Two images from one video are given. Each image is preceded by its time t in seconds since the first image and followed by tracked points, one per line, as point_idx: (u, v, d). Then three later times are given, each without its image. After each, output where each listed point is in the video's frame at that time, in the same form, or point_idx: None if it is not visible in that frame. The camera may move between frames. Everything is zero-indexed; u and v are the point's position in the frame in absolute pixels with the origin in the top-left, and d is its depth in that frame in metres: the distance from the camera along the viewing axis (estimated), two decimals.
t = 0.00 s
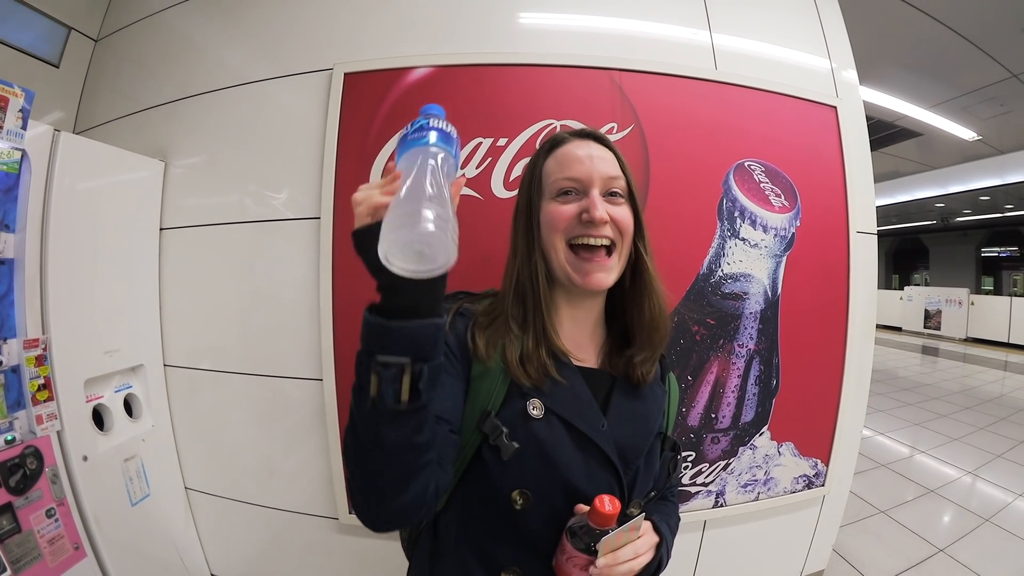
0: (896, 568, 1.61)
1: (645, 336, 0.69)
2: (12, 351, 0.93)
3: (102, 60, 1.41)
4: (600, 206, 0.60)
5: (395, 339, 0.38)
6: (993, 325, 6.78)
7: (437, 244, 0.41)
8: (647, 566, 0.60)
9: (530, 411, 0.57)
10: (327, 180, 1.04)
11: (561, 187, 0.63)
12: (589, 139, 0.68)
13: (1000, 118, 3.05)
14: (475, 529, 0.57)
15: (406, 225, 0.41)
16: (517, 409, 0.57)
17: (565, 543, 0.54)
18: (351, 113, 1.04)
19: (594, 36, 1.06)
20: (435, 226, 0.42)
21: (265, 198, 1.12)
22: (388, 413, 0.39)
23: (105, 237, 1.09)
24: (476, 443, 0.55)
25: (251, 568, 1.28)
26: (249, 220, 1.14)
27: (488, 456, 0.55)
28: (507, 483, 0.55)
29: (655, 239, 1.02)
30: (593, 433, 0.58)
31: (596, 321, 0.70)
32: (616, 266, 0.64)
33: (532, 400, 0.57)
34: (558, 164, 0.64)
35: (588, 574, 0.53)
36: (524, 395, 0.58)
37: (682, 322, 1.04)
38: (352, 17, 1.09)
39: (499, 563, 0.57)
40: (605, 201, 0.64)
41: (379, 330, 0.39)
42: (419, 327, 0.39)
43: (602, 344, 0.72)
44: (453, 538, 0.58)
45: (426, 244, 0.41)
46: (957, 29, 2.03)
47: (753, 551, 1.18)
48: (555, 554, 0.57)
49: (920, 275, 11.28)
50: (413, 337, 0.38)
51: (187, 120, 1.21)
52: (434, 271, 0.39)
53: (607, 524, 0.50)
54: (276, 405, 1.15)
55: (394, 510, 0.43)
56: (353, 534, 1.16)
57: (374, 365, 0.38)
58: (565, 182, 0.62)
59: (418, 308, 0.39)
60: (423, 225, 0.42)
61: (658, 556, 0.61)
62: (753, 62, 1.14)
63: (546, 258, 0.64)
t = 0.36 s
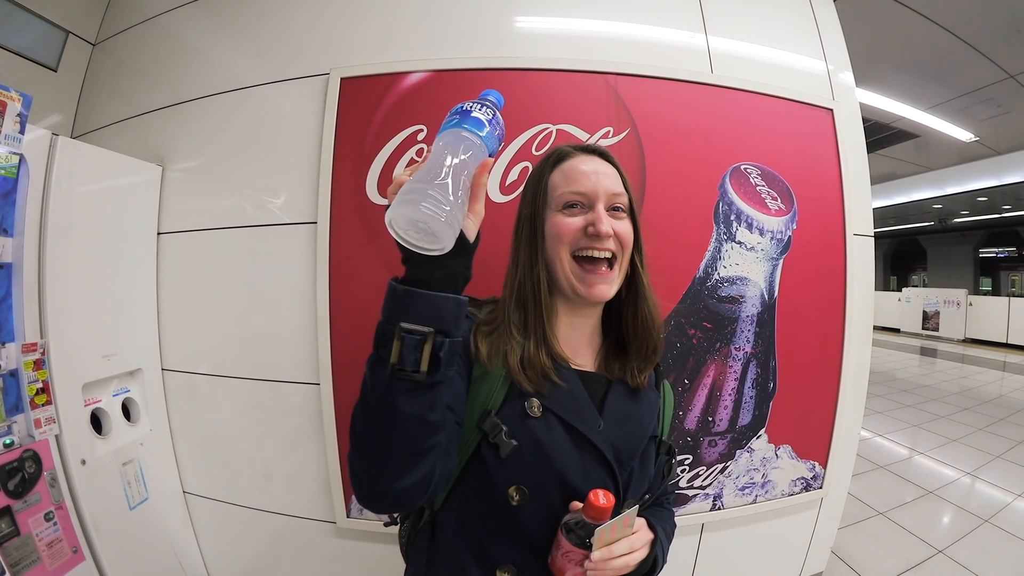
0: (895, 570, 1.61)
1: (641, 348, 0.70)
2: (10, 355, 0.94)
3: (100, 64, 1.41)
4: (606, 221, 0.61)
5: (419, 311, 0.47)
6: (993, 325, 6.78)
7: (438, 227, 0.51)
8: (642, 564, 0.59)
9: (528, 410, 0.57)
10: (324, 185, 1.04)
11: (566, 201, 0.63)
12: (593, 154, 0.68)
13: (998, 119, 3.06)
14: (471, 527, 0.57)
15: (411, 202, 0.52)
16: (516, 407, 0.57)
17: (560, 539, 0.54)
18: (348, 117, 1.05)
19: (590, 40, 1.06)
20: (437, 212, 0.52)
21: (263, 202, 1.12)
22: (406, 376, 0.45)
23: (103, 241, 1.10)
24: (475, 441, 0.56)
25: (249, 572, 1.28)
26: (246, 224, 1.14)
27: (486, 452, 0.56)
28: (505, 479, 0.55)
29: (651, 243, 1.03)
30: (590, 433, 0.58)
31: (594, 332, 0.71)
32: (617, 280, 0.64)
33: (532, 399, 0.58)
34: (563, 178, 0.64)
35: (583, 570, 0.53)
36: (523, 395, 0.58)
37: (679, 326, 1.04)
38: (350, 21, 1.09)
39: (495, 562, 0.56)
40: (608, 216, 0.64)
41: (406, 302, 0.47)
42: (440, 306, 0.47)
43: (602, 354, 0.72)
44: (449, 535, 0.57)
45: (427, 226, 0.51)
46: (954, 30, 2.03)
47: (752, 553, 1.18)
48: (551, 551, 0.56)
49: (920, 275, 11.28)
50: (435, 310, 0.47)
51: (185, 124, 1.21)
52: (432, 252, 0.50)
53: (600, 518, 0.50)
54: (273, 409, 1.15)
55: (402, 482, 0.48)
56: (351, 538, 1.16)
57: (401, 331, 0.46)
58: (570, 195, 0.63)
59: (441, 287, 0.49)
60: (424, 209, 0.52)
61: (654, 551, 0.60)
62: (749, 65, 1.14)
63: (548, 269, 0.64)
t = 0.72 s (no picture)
0: (893, 570, 1.61)
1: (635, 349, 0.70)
2: (8, 354, 0.93)
3: (99, 63, 1.41)
4: (600, 224, 0.60)
5: (415, 313, 0.47)
6: (992, 325, 6.77)
7: (428, 229, 0.51)
8: (636, 562, 0.59)
9: (523, 409, 0.57)
10: (322, 185, 1.04)
11: (561, 203, 0.63)
12: (589, 156, 0.68)
13: (997, 120, 3.05)
14: (467, 526, 0.57)
15: (403, 204, 0.53)
16: (510, 407, 0.57)
17: (553, 537, 0.54)
18: (345, 116, 1.04)
19: (588, 39, 1.06)
20: (429, 214, 0.53)
21: (261, 202, 1.12)
22: (404, 377, 0.45)
23: (102, 240, 1.10)
24: (470, 440, 0.56)
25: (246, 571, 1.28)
26: (244, 224, 1.14)
27: (480, 450, 0.56)
28: (499, 477, 0.55)
29: (648, 243, 1.02)
30: (584, 431, 0.58)
31: (588, 331, 0.71)
32: (612, 282, 0.64)
33: (526, 398, 0.58)
34: (558, 180, 0.64)
35: (577, 569, 0.53)
36: (517, 395, 0.58)
37: (676, 326, 1.04)
38: (347, 20, 1.09)
39: (489, 561, 0.56)
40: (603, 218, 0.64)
41: (402, 303, 0.47)
42: (437, 308, 0.47)
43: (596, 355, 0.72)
44: (444, 532, 0.57)
45: (417, 228, 0.51)
46: (953, 31, 2.03)
47: (750, 553, 1.18)
48: (545, 550, 0.56)
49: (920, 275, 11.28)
50: (431, 311, 0.47)
51: (183, 123, 1.21)
52: (422, 252, 0.50)
53: (594, 516, 0.50)
54: (271, 408, 1.15)
55: (399, 482, 0.48)
56: (349, 537, 1.16)
57: (398, 333, 0.46)
58: (564, 198, 0.62)
59: (436, 289, 0.49)
60: (415, 212, 0.53)
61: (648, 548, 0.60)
62: (747, 64, 1.14)
63: (542, 270, 0.64)
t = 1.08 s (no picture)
0: (891, 572, 1.60)
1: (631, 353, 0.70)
2: (5, 355, 0.93)
3: (97, 65, 1.41)
4: (597, 229, 0.60)
5: (418, 321, 0.47)
6: (991, 326, 6.78)
7: (430, 238, 0.51)
8: (633, 565, 0.59)
9: (518, 412, 0.57)
10: (319, 187, 1.04)
11: (557, 209, 0.63)
12: (584, 161, 0.68)
13: (995, 121, 3.06)
14: (462, 530, 0.57)
15: (405, 212, 0.52)
16: (505, 410, 0.57)
17: (549, 540, 0.54)
18: (342, 118, 1.04)
19: (586, 41, 1.06)
20: (430, 223, 0.52)
21: (259, 203, 1.12)
22: (404, 383, 0.45)
23: (99, 241, 1.09)
24: (465, 443, 0.56)
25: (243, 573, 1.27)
26: (241, 225, 1.14)
27: (476, 453, 0.56)
28: (495, 481, 0.55)
29: (645, 245, 1.02)
30: (579, 434, 0.58)
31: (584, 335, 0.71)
32: (609, 286, 0.64)
33: (521, 401, 0.58)
34: (554, 184, 0.64)
35: (572, 571, 0.53)
36: (513, 398, 0.58)
37: (673, 328, 1.04)
38: (345, 22, 1.09)
39: (484, 565, 0.56)
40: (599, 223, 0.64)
41: (403, 311, 0.47)
42: (438, 315, 0.47)
43: (593, 358, 0.72)
44: (441, 536, 0.57)
45: (419, 239, 0.51)
46: (951, 33, 2.03)
47: (748, 556, 1.18)
48: (540, 554, 0.56)
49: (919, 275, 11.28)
50: (431, 318, 0.47)
51: (181, 124, 1.21)
52: (424, 260, 0.50)
53: (590, 519, 0.49)
54: (268, 410, 1.15)
55: (398, 488, 0.47)
56: (345, 539, 1.16)
57: (399, 341, 0.46)
58: (560, 202, 0.62)
59: (436, 296, 0.49)
60: (417, 221, 0.52)
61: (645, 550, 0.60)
62: (745, 66, 1.14)
63: (539, 275, 0.64)
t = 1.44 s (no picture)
0: (891, 569, 1.60)
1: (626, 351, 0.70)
2: (5, 354, 0.93)
3: (96, 62, 1.41)
4: (593, 226, 0.60)
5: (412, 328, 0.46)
6: (992, 323, 6.77)
7: (429, 242, 0.49)
8: (633, 564, 0.59)
9: (516, 411, 0.56)
10: (317, 183, 1.04)
11: (553, 206, 0.62)
12: (581, 157, 0.67)
13: (996, 118, 3.05)
14: (461, 528, 0.57)
15: (402, 218, 0.49)
16: (503, 409, 0.57)
17: (547, 539, 0.54)
18: (340, 114, 1.04)
19: (584, 36, 1.06)
20: (428, 228, 0.50)
21: (258, 200, 1.11)
22: (400, 389, 0.45)
23: (98, 239, 1.09)
24: (463, 442, 0.55)
25: (244, 570, 1.27)
26: (240, 222, 1.13)
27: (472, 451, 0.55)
28: (492, 479, 0.54)
29: (644, 242, 1.02)
30: (578, 433, 0.58)
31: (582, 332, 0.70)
32: (605, 283, 0.64)
33: (518, 400, 0.57)
34: (550, 180, 0.63)
35: (571, 571, 0.52)
36: (510, 397, 0.58)
37: (672, 324, 1.04)
38: (343, 17, 1.09)
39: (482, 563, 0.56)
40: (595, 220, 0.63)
41: (398, 315, 0.46)
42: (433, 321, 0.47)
43: (592, 356, 0.72)
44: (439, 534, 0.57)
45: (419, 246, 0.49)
46: (952, 29, 2.03)
47: (748, 553, 1.18)
48: (538, 553, 0.55)
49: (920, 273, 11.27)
50: (427, 321, 0.47)
51: (179, 121, 1.21)
52: (423, 266, 0.49)
53: (589, 519, 0.49)
54: (267, 407, 1.14)
55: (396, 492, 0.47)
56: (345, 536, 1.16)
57: (394, 346, 0.46)
58: (555, 199, 0.62)
59: (432, 299, 0.48)
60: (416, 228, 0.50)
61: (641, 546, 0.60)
62: (745, 62, 1.13)
63: (535, 272, 0.63)
